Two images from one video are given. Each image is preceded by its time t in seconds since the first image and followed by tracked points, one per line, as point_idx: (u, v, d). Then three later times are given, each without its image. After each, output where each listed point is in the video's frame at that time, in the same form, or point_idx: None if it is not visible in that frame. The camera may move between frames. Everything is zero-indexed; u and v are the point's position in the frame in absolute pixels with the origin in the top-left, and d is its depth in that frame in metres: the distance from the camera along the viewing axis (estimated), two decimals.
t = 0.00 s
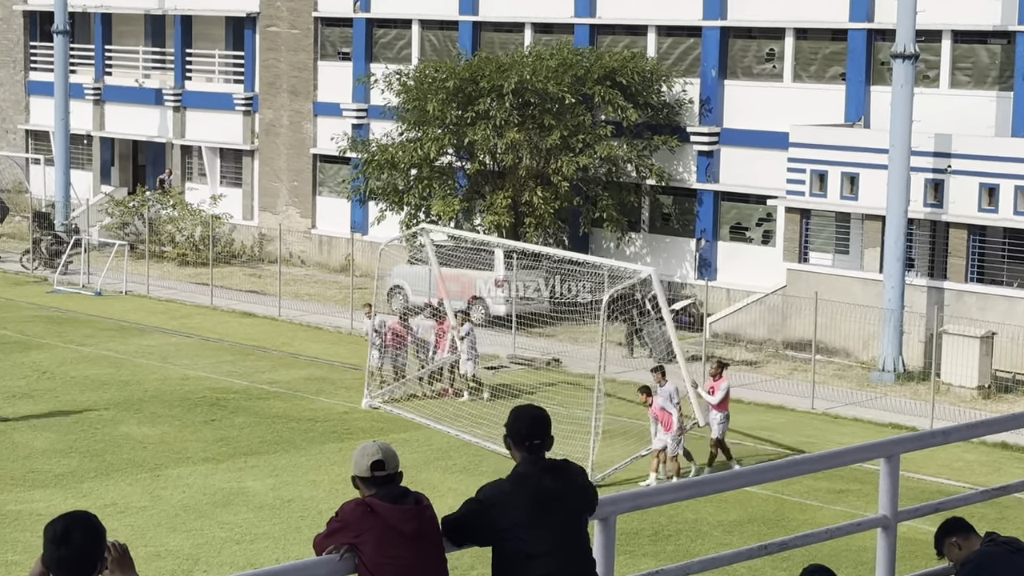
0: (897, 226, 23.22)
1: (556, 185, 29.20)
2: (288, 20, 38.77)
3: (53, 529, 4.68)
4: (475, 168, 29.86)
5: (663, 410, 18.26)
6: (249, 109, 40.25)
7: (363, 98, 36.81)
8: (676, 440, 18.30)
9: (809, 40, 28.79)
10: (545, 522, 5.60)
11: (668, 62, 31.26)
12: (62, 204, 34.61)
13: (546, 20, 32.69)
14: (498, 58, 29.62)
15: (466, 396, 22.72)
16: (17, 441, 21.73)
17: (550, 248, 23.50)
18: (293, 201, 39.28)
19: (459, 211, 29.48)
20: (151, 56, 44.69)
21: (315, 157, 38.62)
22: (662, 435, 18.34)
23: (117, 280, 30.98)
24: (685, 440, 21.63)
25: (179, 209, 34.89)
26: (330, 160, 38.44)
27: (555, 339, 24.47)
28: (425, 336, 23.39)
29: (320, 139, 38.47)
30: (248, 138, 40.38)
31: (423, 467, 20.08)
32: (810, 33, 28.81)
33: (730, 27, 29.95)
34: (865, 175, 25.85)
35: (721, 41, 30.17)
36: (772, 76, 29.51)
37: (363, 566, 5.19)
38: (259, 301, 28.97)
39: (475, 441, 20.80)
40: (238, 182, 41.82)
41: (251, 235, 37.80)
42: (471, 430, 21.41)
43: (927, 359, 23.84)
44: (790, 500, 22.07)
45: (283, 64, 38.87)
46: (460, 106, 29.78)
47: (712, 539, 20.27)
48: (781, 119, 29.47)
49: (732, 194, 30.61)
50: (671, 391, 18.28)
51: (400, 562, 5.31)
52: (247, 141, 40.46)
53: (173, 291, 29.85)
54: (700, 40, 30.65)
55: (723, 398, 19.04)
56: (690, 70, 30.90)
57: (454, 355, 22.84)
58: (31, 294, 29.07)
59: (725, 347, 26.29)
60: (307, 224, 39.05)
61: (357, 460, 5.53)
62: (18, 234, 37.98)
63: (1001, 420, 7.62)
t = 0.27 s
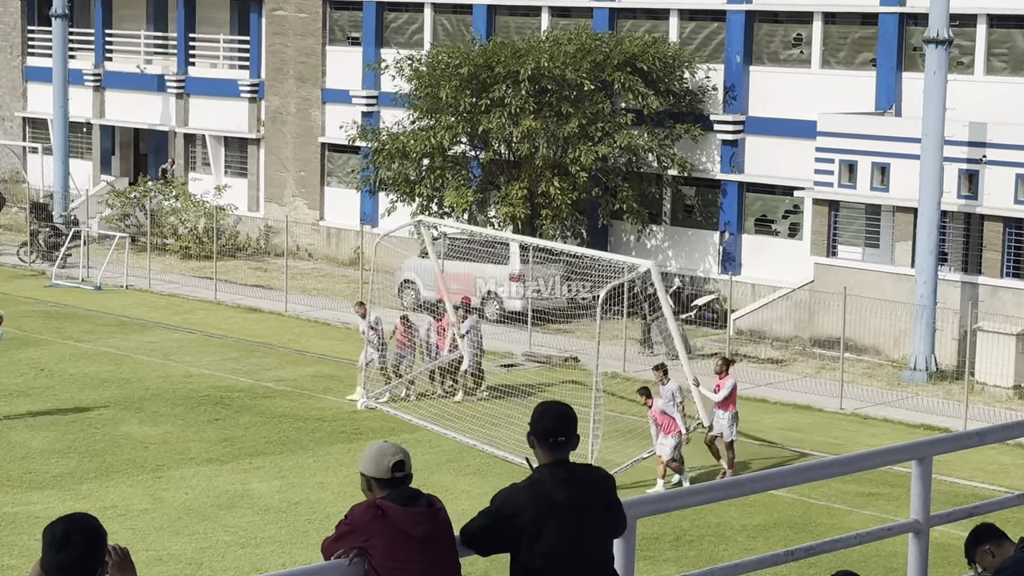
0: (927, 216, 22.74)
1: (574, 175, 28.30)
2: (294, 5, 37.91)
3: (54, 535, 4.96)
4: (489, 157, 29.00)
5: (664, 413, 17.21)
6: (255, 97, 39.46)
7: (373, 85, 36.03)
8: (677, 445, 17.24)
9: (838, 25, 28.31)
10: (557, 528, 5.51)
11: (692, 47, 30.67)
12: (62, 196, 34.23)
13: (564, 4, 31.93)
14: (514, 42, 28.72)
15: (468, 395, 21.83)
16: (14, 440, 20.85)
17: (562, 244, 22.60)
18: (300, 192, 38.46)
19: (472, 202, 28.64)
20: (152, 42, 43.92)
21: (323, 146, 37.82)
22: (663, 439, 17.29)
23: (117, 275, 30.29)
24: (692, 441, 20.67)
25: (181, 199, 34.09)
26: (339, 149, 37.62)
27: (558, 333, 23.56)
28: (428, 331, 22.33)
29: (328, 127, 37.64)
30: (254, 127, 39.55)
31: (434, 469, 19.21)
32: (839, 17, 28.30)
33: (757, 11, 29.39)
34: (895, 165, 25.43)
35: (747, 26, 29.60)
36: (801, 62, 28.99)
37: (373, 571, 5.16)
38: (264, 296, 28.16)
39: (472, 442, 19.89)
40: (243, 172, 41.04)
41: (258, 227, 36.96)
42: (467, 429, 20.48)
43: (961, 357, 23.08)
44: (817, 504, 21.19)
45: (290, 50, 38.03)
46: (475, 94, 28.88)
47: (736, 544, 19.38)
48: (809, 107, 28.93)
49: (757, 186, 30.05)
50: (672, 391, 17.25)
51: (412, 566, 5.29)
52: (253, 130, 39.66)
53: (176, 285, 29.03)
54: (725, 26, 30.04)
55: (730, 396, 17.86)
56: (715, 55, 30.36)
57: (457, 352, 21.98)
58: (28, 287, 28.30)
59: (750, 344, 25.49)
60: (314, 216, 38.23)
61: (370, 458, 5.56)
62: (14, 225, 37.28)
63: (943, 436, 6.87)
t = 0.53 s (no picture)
0: (961, 207, 22.05)
1: (596, 167, 27.66)
2: None
3: (60, 534, 4.43)
4: (507, 148, 28.34)
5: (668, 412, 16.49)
6: (266, 85, 38.82)
7: (388, 73, 35.25)
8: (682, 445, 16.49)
9: (868, 11, 27.64)
10: (576, 529, 5.14)
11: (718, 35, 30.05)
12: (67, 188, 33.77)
13: None
14: (535, 29, 28.02)
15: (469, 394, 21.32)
16: (18, 439, 20.18)
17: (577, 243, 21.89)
18: (312, 183, 37.70)
19: (490, 193, 27.97)
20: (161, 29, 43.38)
21: (337, 136, 37.03)
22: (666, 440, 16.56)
23: (124, 270, 29.73)
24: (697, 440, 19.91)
25: (190, 192, 33.48)
26: (353, 139, 36.80)
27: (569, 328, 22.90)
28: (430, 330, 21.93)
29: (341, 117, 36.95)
30: (265, 117, 38.91)
31: (449, 469, 18.54)
32: (869, 3, 27.64)
33: None
34: (927, 157, 24.77)
35: (774, 14, 28.91)
36: (830, 51, 28.34)
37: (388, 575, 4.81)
38: (275, 291, 27.54)
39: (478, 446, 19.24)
40: (254, 163, 40.47)
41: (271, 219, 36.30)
42: (471, 432, 19.83)
43: (996, 355, 22.43)
44: (845, 506, 20.49)
45: (303, 38, 37.40)
46: (493, 82, 28.21)
47: (762, 547, 18.68)
48: (838, 96, 28.27)
49: (785, 177, 29.37)
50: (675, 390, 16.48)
51: (429, 569, 4.91)
52: (265, 119, 38.93)
53: (184, 280, 28.40)
54: (751, 13, 29.36)
55: (734, 397, 17.15)
56: (741, 42, 29.78)
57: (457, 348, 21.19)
58: (33, 281, 27.72)
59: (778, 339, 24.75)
60: (327, 208, 37.37)
61: (387, 451, 5.19)
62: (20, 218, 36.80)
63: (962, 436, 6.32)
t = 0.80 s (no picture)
0: (993, 203, 21.66)
1: (619, 160, 27.27)
2: None
3: (74, 532, 4.56)
4: (529, 141, 27.97)
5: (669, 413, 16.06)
6: (284, 78, 38.68)
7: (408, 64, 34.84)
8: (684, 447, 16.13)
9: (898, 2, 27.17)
10: (595, 526, 5.17)
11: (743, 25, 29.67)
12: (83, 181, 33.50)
13: None
14: (557, 20, 27.61)
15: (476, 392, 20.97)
16: (33, 435, 19.85)
17: (598, 240, 21.46)
18: (331, 176, 37.54)
19: (512, 187, 27.59)
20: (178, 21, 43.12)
21: (355, 129, 36.90)
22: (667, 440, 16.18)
23: (140, 264, 29.44)
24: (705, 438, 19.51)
25: (207, 185, 33.19)
26: (372, 132, 36.73)
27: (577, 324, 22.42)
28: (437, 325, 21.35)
29: (361, 110, 36.72)
30: (284, 109, 38.64)
31: (468, 468, 18.17)
32: None
33: None
34: (959, 151, 24.41)
35: (801, 6, 28.50)
36: (859, 42, 27.93)
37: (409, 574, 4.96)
38: (292, 287, 27.21)
39: (476, 443, 18.77)
40: (272, 156, 40.20)
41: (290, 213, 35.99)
42: (472, 430, 19.35)
43: None
44: (873, 506, 20.11)
45: (323, 29, 37.15)
46: (515, 74, 27.78)
47: (789, 548, 18.30)
48: (867, 89, 27.87)
49: (812, 171, 28.97)
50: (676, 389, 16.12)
51: (449, 568, 5.06)
52: (283, 111, 38.69)
53: (201, 275, 28.09)
54: (777, 4, 28.97)
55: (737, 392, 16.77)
56: (768, 33, 29.32)
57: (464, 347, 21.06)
58: (48, 276, 27.42)
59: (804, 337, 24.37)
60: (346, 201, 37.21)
61: (401, 453, 5.36)
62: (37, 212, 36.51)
63: (914, 454, 5.79)
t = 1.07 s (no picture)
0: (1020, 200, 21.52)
1: (644, 156, 27.15)
2: None
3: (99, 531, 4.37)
4: (553, 137, 27.88)
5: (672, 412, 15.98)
6: (307, 73, 38.60)
7: (432, 60, 34.72)
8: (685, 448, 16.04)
9: None
10: (622, 523, 5.05)
11: (768, 21, 29.54)
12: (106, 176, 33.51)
13: None
14: (581, 15, 27.50)
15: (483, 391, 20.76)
16: (56, 431, 19.81)
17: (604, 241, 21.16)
18: (354, 172, 37.51)
19: (536, 183, 27.49)
20: (202, 16, 43.11)
21: (378, 125, 36.85)
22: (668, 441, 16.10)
23: (162, 259, 29.45)
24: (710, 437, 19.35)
25: (230, 181, 33.18)
26: (395, 127, 36.68)
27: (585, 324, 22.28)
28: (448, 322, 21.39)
29: (384, 105, 36.64)
30: (307, 104, 38.61)
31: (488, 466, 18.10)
32: None
33: None
34: (985, 147, 24.33)
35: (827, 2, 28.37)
36: (885, 38, 27.80)
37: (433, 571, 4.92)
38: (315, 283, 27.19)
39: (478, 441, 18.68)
40: (295, 152, 40.19)
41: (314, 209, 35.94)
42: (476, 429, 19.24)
43: None
44: (898, 505, 19.99)
45: (346, 25, 37.10)
46: (539, 69, 27.69)
47: (814, 547, 18.19)
48: (894, 85, 27.74)
49: (838, 167, 28.85)
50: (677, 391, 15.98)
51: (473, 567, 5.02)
52: (306, 106, 38.67)
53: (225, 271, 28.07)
54: None
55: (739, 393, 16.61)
56: (793, 29, 29.20)
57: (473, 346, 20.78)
58: (71, 271, 27.41)
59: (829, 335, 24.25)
60: (370, 197, 37.12)
61: (427, 452, 5.38)
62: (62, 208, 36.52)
63: (935, 452, 5.75)
